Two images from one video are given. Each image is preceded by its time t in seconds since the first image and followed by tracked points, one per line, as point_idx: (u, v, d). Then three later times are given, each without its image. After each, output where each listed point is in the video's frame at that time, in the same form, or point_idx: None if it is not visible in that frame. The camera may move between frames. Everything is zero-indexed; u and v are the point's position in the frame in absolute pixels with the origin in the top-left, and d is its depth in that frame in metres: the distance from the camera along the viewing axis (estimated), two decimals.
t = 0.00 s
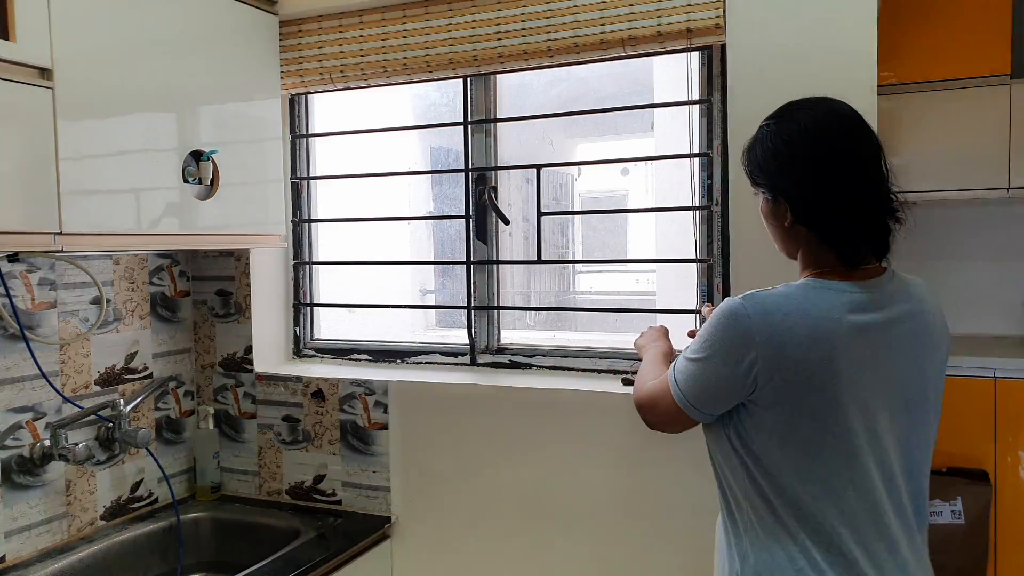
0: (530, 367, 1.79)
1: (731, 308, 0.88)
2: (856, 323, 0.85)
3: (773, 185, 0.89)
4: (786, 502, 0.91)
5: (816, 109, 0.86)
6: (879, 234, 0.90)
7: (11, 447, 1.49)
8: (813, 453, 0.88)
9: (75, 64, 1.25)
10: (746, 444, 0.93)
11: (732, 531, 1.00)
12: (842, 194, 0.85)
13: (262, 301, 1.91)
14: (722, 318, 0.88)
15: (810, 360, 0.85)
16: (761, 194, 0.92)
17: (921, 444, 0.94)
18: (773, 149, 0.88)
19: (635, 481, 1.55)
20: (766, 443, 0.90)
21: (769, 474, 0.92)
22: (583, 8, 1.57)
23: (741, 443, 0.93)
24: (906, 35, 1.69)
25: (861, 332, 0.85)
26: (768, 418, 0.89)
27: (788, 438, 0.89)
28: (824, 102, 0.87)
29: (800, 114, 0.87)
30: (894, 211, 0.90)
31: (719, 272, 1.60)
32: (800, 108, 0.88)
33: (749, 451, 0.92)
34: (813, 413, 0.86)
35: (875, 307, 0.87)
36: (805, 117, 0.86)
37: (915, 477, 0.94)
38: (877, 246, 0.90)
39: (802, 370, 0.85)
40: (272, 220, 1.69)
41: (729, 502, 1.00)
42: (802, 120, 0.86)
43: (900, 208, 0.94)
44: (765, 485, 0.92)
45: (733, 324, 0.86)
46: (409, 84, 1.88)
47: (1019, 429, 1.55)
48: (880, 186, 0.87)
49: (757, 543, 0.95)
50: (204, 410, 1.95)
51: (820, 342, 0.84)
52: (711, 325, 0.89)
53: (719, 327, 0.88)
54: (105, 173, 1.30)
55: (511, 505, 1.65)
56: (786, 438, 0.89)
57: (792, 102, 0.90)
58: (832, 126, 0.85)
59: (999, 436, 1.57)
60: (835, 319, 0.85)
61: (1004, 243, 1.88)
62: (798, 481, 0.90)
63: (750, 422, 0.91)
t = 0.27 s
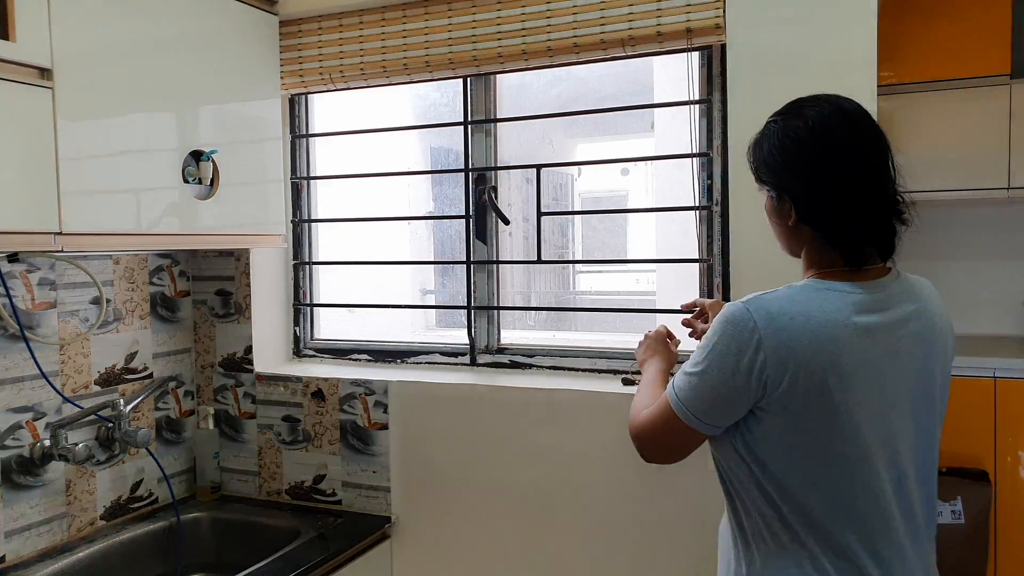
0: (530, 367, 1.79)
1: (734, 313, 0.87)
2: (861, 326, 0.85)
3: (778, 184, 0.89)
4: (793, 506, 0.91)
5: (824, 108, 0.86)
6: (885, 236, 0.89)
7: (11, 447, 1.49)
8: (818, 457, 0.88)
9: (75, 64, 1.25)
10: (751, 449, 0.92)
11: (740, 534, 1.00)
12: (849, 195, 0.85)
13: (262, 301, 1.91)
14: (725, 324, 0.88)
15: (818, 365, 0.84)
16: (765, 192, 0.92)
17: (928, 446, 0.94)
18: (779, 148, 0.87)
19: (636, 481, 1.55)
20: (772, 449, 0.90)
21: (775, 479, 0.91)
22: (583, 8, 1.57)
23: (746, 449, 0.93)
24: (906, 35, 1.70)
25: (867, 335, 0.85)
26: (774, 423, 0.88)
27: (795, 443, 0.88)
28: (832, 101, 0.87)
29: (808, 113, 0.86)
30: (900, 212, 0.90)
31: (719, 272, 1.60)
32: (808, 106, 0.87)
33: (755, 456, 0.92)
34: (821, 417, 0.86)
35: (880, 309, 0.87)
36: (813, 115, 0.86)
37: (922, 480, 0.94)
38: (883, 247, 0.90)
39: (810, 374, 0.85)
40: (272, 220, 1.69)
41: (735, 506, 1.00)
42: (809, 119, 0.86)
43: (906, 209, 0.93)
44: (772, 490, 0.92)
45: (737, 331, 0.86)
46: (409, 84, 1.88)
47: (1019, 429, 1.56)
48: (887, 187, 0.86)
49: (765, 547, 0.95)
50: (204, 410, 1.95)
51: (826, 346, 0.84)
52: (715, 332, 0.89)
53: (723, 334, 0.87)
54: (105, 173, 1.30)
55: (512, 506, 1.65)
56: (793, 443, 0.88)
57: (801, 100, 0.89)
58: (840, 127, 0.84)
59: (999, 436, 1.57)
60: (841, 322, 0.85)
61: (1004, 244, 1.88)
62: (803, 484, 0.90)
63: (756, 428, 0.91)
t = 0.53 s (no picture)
0: (530, 367, 1.79)
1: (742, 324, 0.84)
2: (863, 326, 0.85)
3: (777, 180, 0.87)
4: (801, 513, 0.89)
5: (828, 106, 0.85)
6: (879, 239, 0.88)
7: (11, 447, 1.49)
8: (827, 462, 0.86)
9: (75, 64, 1.25)
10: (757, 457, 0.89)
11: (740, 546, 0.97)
12: (846, 195, 0.84)
13: (262, 301, 1.91)
14: (736, 333, 0.84)
15: (834, 368, 0.83)
16: (763, 188, 0.90)
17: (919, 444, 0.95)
18: (781, 143, 0.86)
19: (635, 481, 1.55)
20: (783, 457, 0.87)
21: (783, 487, 0.89)
22: (584, 8, 1.57)
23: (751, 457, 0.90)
24: (906, 35, 1.69)
25: (867, 333, 0.86)
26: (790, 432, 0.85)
27: (808, 450, 0.86)
28: (836, 99, 0.85)
29: (812, 110, 0.85)
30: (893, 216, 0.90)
31: (719, 272, 1.60)
32: (812, 103, 0.86)
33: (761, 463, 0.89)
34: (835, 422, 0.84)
35: (876, 308, 0.88)
36: (816, 112, 0.84)
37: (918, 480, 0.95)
38: (875, 250, 0.89)
39: (828, 378, 0.83)
40: (272, 221, 1.69)
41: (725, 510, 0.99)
42: (813, 115, 0.84)
43: (899, 213, 0.93)
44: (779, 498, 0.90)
45: (750, 343, 0.82)
46: (409, 84, 1.88)
47: (1019, 429, 1.56)
48: (884, 189, 0.86)
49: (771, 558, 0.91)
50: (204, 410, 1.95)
51: (838, 348, 0.83)
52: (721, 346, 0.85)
53: (732, 347, 0.83)
54: (105, 173, 1.30)
55: (512, 506, 1.65)
56: (806, 450, 0.86)
57: (804, 96, 0.88)
58: (842, 125, 0.83)
59: (999, 436, 1.58)
60: (847, 324, 0.84)
61: (1005, 244, 1.88)
62: (808, 492, 0.88)
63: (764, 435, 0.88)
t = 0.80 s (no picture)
0: (530, 367, 1.79)
1: (750, 335, 0.82)
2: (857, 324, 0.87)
3: (757, 182, 0.88)
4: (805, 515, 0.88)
5: (810, 110, 0.85)
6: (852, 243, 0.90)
7: (11, 447, 1.49)
8: (835, 462, 0.86)
9: (75, 64, 1.25)
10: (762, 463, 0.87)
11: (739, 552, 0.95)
12: (824, 200, 0.85)
13: (262, 301, 1.91)
14: (750, 339, 0.82)
15: (844, 368, 0.83)
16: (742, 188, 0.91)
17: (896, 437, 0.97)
18: (763, 146, 0.86)
19: (635, 481, 1.55)
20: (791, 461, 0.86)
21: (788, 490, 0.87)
22: (583, 8, 1.57)
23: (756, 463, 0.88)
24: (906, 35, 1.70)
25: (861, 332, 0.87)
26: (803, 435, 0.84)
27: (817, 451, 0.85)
28: (817, 103, 0.86)
29: (794, 113, 0.85)
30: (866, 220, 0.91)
31: (719, 272, 1.60)
32: (796, 106, 0.86)
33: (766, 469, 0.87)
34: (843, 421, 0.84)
35: (862, 307, 0.90)
36: (799, 116, 0.85)
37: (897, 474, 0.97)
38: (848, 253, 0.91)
39: (840, 379, 0.83)
40: (272, 221, 1.69)
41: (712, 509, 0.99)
42: (796, 119, 0.84)
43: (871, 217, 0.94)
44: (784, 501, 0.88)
45: (764, 353, 0.80)
46: (409, 84, 1.88)
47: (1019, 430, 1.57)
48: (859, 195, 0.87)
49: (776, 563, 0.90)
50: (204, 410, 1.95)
51: (845, 348, 0.83)
52: (732, 359, 0.83)
53: (745, 360, 0.81)
54: (105, 173, 1.30)
55: (512, 507, 1.65)
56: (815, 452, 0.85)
57: (786, 98, 0.88)
58: (823, 130, 0.84)
59: (999, 436, 1.59)
60: (848, 324, 0.85)
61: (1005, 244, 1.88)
62: (810, 487, 0.87)
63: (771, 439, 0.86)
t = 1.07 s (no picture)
0: (530, 367, 1.79)
1: (750, 333, 0.84)
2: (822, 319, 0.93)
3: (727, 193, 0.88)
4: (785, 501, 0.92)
5: (779, 122, 0.86)
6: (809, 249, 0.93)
7: (11, 447, 1.49)
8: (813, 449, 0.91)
9: (75, 64, 1.25)
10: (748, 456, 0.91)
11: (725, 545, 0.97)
12: (793, 210, 0.87)
13: (262, 301, 1.91)
14: (746, 336, 0.84)
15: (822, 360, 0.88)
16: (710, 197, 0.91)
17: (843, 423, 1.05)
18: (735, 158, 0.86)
19: (635, 481, 1.55)
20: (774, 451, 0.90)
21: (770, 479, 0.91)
22: (584, 8, 1.57)
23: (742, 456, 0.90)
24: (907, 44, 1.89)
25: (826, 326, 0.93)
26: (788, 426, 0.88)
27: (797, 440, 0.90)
28: (785, 115, 0.87)
29: (765, 125, 0.86)
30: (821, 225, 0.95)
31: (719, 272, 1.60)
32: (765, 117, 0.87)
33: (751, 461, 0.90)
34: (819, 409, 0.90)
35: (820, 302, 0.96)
36: (770, 128, 0.85)
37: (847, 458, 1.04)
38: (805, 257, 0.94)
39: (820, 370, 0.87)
40: (273, 221, 1.70)
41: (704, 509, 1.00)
42: (767, 132, 0.85)
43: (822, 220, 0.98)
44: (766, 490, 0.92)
45: (763, 351, 0.83)
46: (408, 84, 1.88)
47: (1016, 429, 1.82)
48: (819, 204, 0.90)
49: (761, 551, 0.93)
50: (204, 410, 1.94)
51: (821, 342, 0.88)
52: (732, 356, 0.84)
53: (749, 357, 0.83)
54: (106, 173, 1.30)
55: (511, 506, 1.65)
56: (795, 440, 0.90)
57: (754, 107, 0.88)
58: (793, 143, 0.85)
59: (999, 435, 1.84)
60: (818, 319, 0.90)
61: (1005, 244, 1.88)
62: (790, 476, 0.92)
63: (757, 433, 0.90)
